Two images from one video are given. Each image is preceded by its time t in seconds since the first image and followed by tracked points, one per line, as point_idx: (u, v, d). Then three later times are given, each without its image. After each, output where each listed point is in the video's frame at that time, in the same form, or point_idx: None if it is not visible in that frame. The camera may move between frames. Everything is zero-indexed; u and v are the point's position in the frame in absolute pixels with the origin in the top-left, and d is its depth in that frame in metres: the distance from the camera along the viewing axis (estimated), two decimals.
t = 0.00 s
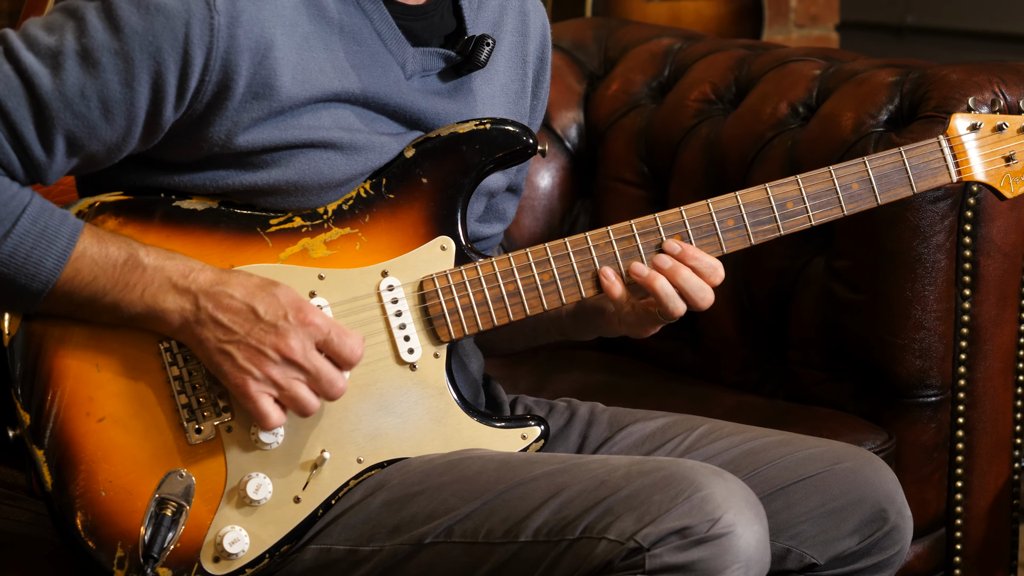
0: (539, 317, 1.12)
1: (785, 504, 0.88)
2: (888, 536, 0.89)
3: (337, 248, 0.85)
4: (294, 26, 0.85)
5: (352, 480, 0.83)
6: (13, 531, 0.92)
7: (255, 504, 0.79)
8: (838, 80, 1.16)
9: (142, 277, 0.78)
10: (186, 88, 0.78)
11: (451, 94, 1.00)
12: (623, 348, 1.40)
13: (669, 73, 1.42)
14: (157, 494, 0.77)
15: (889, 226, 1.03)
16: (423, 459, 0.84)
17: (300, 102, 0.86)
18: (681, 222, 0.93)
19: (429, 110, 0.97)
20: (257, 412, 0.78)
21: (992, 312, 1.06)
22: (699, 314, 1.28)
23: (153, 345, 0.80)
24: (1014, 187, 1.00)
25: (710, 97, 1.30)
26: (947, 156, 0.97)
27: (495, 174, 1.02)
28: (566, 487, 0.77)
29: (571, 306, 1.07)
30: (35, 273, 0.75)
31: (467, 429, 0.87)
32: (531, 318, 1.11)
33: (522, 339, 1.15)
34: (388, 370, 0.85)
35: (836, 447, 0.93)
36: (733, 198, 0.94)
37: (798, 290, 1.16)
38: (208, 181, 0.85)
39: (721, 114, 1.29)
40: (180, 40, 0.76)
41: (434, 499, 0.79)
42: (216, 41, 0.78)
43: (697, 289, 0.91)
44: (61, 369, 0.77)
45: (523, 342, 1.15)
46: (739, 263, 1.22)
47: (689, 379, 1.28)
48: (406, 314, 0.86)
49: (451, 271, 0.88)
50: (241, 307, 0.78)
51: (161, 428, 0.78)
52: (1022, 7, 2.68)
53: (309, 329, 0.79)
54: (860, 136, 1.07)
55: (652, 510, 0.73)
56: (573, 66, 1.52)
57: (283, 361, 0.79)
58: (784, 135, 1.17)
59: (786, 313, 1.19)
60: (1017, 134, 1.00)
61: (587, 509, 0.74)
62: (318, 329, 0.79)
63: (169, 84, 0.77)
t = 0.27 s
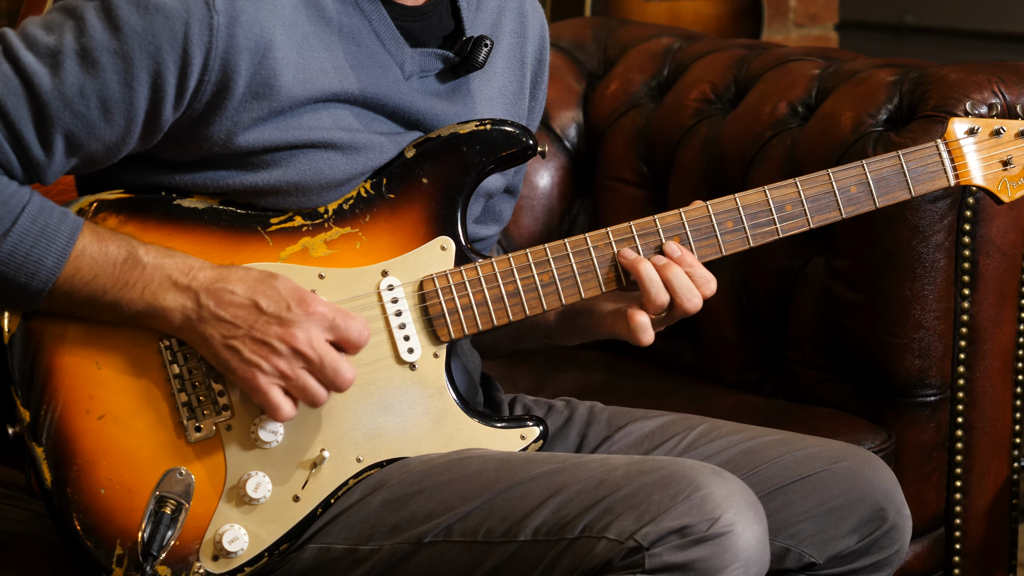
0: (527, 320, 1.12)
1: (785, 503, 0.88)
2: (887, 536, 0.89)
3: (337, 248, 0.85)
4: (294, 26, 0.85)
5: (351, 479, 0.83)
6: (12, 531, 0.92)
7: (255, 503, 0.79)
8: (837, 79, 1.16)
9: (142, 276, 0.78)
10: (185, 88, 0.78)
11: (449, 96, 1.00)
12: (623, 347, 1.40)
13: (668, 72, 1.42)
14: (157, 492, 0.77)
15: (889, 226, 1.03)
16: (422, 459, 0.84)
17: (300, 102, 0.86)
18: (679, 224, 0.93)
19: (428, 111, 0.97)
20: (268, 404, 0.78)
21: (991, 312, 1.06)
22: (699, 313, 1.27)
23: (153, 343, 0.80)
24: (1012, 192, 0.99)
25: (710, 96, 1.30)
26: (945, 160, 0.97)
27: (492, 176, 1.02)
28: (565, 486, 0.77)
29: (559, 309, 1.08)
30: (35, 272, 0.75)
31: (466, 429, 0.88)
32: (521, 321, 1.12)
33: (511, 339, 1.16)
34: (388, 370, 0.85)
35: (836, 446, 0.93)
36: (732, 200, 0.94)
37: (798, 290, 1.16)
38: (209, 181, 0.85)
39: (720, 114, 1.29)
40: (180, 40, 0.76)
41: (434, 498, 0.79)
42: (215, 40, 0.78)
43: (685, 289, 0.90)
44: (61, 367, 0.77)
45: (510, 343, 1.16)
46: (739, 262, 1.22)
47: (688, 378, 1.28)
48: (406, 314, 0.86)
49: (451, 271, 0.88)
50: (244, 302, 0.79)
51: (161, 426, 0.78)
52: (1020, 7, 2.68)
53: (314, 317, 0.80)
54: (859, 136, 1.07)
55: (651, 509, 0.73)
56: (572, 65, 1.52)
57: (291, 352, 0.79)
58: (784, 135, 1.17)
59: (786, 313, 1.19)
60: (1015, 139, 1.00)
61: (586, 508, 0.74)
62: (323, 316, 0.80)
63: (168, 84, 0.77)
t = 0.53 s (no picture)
0: (549, 317, 1.10)
1: (783, 503, 0.88)
2: (885, 536, 0.89)
3: (338, 247, 0.86)
4: (293, 26, 0.85)
5: (351, 478, 0.83)
6: (12, 529, 0.92)
7: (254, 501, 0.79)
8: (836, 79, 1.16)
9: (141, 275, 0.78)
10: (183, 86, 0.78)
11: (448, 98, 1.00)
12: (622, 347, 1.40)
13: (668, 72, 1.42)
14: (157, 490, 0.77)
15: (888, 226, 1.03)
16: (422, 458, 0.84)
17: (299, 101, 0.86)
18: (682, 224, 0.93)
19: (427, 111, 0.97)
20: (280, 406, 0.79)
21: (990, 312, 1.06)
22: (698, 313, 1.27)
23: (153, 342, 0.80)
24: (1017, 191, 1.00)
25: (709, 96, 1.30)
26: (949, 160, 0.97)
27: (488, 179, 1.03)
28: (564, 484, 0.77)
29: (585, 304, 1.06)
30: (33, 270, 0.75)
31: (466, 428, 0.88)
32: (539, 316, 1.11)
33: (531, 341, 1.13)
34: (388, 369, 0.86)
35: (834, 446, 0.93)
36: (735, 200, 0.94)
37: (797, 290, 1.16)
38: (208, 180, 0.85)
39: (719, 114, 1.29)
40: (178, 39, 0.76)
41: (432, 497, 0.79)
42: (214, 38, 0.78)
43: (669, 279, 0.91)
44: (61, 365, 0.78)
45: (531, 345, 1.13)
46: (738, 262, 1.22)
47: (688, 378, 1.28)
48: (407, 314, 0.87)
49: (451, 271, 0.89)
50: (239, 310, 0.79)
51: (160, 424, 0.79)
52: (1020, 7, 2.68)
53: (304, 338, 0.80)
54: (858, 135, 1.07)
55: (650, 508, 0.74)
56: (572, 65, 1.52)
57: (274, 368, 0.79)
58: (783, 135, 1.17)
59: (785, 312, 1.19)
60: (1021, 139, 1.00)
61: (585, 507, 0.74)
62: (314, 338, 0.80)
63: (166, 82, 0.77)
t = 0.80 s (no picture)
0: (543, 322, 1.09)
1: (782, 504, 0.88)
2: (884, 536, 0.89)
3: (335, 247, 0.85)
4: (293, 27, 0.85)
5: (349, 478, 0.83)
6: (11, 531, 0.92)
7: (253, 502, 0.79)
8: (835, 80, 1.17)
9: (139, 272, 0.78)
10: (182, 87, 0.78)
11: (447, 102, 1.00)
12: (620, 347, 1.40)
13: (666, 73, 1.42)
14: (156, 491, 0.77)
15: (886, 226, 1.03)
16: (420, 458, 0.84)
17: (298, 102, 0.86)
18: (678, 222, 0.92)
19: (426, 113, 0.97)
20: (261, 403, 0.78)
21: (988, 313, 1.06)
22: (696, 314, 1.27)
23: (151, 342, 0.80)
24: (1011, 189, 1.00)
25: (707, 96, 1.30)
26: (944, 158, 0.97)
27: (483, 180, 1.04)
28: (563, 485, 0.77)
29: (578, 309, 1.05)
30: (31, 268, 0.75)
31: (464, 428, 0.88)
32: (532, 317, 1.09)
33: (526, 347, 1.12)
34: (386, 369, 0.85)
35: (833, 447, 0.93)
36: (730, 199, 0.94)
37: (795, 290, 1.16)
38: (206, 180, 0.85)
39: (717, 114, 1.29)
40: (178, 39, 0.76)
41: (431, 498, 0.79)
42: (213, 39, 0.78)
43: (673, 266, 0.89)
44: (60, 366, 0.78)
45: (526, 351, 1.12)
46: (736, 262, 1.22)
47: (686, 379, 1.28)
48: (404, 313, 0.87)
49: (449, 270, 0.89)
50: (239, 300, 0.79)
51: (159, 425, 0.79)
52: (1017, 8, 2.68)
53: (307, 320, 0.80)
54: (856, 136, 1.07)
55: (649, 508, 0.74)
56: (570, 66, 1.52)
57: (284, 351, 0.79)
58: (781, 135, 1.17)
59: (783, 313, 1.19)
60: (1014, 136, 1.00)
61: (584, 508, 0.74)
62: (317, 320, 0.80)
63: (166, 82, 0.77)
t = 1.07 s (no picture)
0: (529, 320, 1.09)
1: (778, 504, 0.88)
2: (879, 537, 0.89)
3: (332, 246, 0.85)
4: (289, 28, 0.85)
5: (346, 478, 0.83)
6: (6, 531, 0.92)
7: (249, 502, 0.80)
8: (830, 80, 1.17)
9: (132, 270, 0.78)
10: (177, 87, 0.78)
11: (444, 106, 1.00)
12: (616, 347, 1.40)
13: (661, 73, 1.42)
14: (152, 491, 0.77)
15: (882, 227, 1.03)
16: (416, 458, 0.84)
17: (294, 103, 0.86)
18: (674, 222, 0.91)
19: (423, 115, 0.97)
20: (277, 382, 0.79)
21: (984, 313, 1.06)
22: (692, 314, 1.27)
23: (147, 342, 0.80)
24: (1007, 190, 1.00)
25: (703, 96, 1.30)
26: (940, 158, 0.97)
27: (479, 181, 1.04)
28: (559, 485, 0.77)
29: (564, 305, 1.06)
30: (24, 266, 0.75)
31: (460, 428, 0.88)
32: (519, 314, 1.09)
33: (512, 347, 1.11)
34: (382, 369, 0.85)
35: (829, 447, 0.93)
36: (727, 199, 0.93)
37: (791, 290, 1.16)
38: (202, 180, 0.85)
39: (713, 114, 1.29)
40: (172, 38, 0.77)
41: (427, 498, 0.79)
42: (208, 39, 0.78)
43: (683, 262, 0.88)
44: (57, 365, 0.78)
45: (513, 352, 1.12)
46: (732, 262, 1.22)
47: (682, 379, 1.28)
48: (401, 313, 0.87)
49: (445, 270, 0.89)
50: (232, 288, 0.79)
51: (155, 425, 0.79)
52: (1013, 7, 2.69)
53: (303, 291, 0.80)
54: (852, 136, 1.07)
55: (645, 509, 0.74)
56: (565, 66, 1.52)
57: (286, 330, 0.79)
58: (777, 135, 1.17)
59: (779, 313, 1.19)
60: (1010, 137, 1.00)
61: (580, 508, 0.74)
62: (312, 290, 0.80)
63: (160, 82, 0.77)
